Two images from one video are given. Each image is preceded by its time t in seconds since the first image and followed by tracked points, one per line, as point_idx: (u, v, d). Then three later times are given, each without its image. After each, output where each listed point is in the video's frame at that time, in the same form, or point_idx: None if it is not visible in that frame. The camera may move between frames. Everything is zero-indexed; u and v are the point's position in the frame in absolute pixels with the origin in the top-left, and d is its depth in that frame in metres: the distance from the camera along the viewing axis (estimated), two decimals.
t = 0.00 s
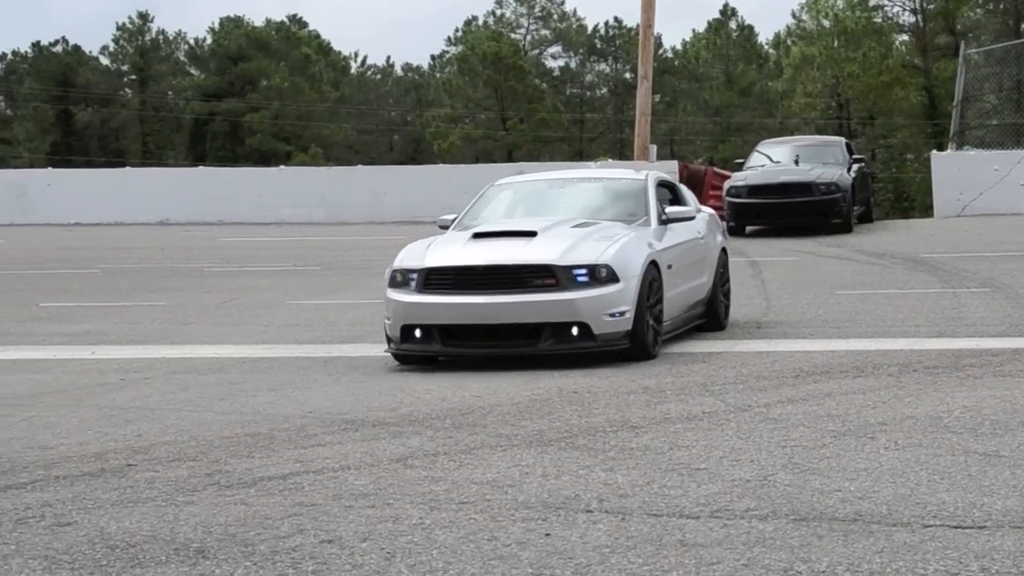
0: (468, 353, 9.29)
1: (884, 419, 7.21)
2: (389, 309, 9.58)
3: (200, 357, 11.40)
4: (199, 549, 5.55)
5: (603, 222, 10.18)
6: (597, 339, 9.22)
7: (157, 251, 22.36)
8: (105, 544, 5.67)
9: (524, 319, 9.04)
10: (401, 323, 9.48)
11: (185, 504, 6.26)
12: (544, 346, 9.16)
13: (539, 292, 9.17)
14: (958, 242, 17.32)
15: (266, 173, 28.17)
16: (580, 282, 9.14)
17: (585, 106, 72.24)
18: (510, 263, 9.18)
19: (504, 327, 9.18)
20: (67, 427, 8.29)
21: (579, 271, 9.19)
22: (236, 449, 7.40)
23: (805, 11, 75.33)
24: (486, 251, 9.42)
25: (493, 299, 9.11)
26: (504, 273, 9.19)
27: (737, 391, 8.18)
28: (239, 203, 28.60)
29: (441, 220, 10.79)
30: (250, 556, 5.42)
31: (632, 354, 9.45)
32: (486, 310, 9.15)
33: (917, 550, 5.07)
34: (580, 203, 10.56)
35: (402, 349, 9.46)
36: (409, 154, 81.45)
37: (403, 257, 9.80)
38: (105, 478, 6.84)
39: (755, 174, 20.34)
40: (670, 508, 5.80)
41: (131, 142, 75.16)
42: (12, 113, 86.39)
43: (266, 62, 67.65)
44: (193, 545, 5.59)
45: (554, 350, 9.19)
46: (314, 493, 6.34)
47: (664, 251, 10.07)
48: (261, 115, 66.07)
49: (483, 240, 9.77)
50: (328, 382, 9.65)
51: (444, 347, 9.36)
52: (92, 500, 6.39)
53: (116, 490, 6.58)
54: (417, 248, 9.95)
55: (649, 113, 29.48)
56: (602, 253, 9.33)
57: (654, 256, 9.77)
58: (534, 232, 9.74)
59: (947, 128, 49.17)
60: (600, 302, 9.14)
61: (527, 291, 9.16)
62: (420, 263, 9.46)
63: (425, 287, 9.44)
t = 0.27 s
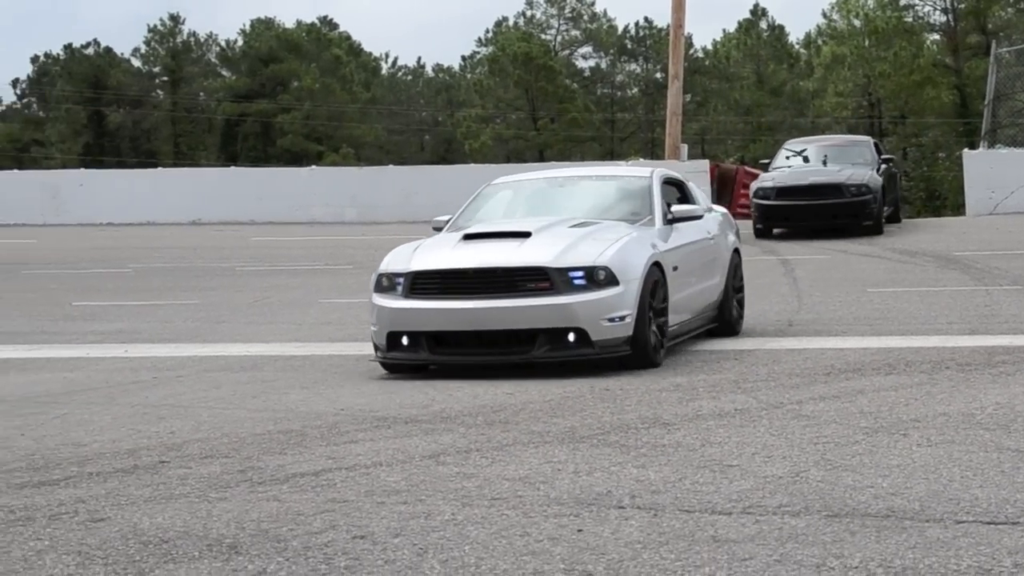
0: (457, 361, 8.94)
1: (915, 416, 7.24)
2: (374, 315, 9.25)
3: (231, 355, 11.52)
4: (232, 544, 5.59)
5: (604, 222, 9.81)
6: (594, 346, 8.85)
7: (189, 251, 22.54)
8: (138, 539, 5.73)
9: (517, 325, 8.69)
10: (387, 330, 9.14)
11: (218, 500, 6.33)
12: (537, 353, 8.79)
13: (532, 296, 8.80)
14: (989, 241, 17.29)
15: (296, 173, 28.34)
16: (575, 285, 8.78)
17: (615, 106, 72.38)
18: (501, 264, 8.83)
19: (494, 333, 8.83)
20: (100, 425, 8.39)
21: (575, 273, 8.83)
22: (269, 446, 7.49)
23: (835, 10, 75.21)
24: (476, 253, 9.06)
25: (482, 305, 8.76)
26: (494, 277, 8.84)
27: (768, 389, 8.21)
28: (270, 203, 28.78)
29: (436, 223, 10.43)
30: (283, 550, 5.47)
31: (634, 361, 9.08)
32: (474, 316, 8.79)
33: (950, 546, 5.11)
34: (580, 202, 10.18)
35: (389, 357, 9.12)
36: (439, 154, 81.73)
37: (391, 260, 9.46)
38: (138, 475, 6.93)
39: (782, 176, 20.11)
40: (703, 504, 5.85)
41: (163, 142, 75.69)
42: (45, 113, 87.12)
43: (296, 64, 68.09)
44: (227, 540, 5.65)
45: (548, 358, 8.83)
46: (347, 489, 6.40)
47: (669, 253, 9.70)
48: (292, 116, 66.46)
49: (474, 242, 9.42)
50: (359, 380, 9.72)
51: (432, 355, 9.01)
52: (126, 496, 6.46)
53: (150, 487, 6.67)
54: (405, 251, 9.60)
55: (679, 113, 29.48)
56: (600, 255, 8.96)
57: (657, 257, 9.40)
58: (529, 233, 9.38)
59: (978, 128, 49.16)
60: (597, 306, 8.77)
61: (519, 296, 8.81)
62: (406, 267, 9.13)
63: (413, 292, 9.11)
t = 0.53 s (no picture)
0: (443, 370, 8.54)
1: (952, 415, 7.19)
2: (358, 319, 8.84)
3: (267, 354, 11.59)
4: (269, 543, 5.63)
5: (606, 220, 9.36)
6: (590, 355, 8.43)
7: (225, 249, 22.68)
8: (175, 538, 5.76)
9: (507, 333, 8.27)
10: (370, 336, 8.74)
11: (255, 499, 6.37)
12: (529, 362, 8.38)
13: (523, 300, 8.38)
14: None
15: (333, 171, 28.56)
16: (570, 289, 8.35)
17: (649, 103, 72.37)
18: (491, 266, 8.40)
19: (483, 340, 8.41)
20: (137, 423, 8.47)
21: (571, 276, 8.39)
22: (305, 445, 7.54)
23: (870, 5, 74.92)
24: (465, 253, 8.61)
25: (470, 311, 8.34)
26: (483, 279, 8.42)
27: (805, 387, 8.20)
28: (306, 201, 29.00)
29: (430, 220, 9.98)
30: (319, 549, 5.49)
31: (632, 371, 8.67)
32: (462, 322, 8.38)
33: (987, 545, 5.09)
34: (583, 198, 9.72)
35: (372, 366, 8.73)
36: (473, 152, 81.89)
37: (375, 260, 9.02)
38: (175, 473, 6.99)
39: (813, 176, 19.62)
40: (738, 502, 5.85)
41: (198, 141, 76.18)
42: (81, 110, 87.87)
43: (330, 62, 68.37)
44: (264, 540, 5.68)
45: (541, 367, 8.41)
46: (383, 488, 6.43)
47: (674, 254, 9.27)
48: (327, 114, 66.83)
49: (464, 241, 8.98)
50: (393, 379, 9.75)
51: (416, 363, 8.61)
52: (163, 495, 6.51)
53: (186, 486, 6.71)
54: (390, 250, 9.16)
55: (714, 109, 29.38)
56: (597, 255, 8.51)
57: (660, 259, 8.96)
58: (522, 231, 8.92)
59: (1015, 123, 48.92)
60: (594, 311, 8.34)
61: (510, 299, 8.38)
62: (390, 268, 8.69)
63: (397, 295, 8.68)
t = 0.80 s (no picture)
0: (414, 378, 8.06)
1: (993, 411, 7.21)
2: (325, 324, 8.39)
3: (307, 352, 11.69)
4: (310, 540, 5.51)
5: (597, 216, 8.88)
6: (573, 362, 7.95)
7: (266, 248, 22.86)
8: (217, 535, 5.64)
9: (482, 337, 7.79)
10: (336, 341, 8.28)
11: (296, 496, 6.29)
12: (506, 370, 7.89)
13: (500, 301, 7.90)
14: None
15: (372, 170, 28.92)
16: (551, 288, 7.87)
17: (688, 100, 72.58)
18: (464, 265, 7.93)
19: (457, 346, 7.94)
20: (177, 423, 8.55)
21: (552, 276, 7.91)
22: (346, 443, 7.60)
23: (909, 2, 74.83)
24: (437, 252, 8.15)
25: (442, 314, 7.86)
26: (456, 280, 7.94)
27: (844, 383, 8.23)
28: (344, 199, 29.32)
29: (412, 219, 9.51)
30: (362, 546, 5.42)
31: (622, 379, 8.23)
32: (432, 326, 7.90)
33: None
34: (577, 192, 9.28)
35: (339, 374, 8.28)
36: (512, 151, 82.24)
37: (343, 261, 8.57)
38: (216, 471, 6.95)
39: (847, 177, 19.33)
40: (779, 499, 5.89)
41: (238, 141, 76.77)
42: (122, 110, 88.76)
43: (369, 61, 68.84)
44: (306, 536, 5.56)
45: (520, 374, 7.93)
46: (424, 485, 6.41)
47: (671, 253, 8.81)
48: (365, 113, 67.29)
49: (439, 238, 8.52)
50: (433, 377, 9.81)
51: (386, 371, 8.14)
52: (204, 493, 6.41)
53: (227, 483, 6.64)
54: (360, 249, 8.72)
55: (754, 106, 29.33)
56: (582, 253, 8.04)
57: (654, 259, 8.50)
58: (502, 229, 8.45)
59: None
60: (578, 313, 7.86)
61: (485, 301, 7.90)
62: (357, 268, 8.24)
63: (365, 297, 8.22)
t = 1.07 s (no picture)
0: (386, 388, 7.57)
1: None
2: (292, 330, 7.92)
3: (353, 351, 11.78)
4: (358, 538, 5.56)
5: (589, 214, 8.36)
6: (558, 371, 7.43)
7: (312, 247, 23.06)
8: (264, 534, 5.67)
9: (457, 344, 7.28)
10: (304, 350, 7.81)
11: (343, 495, 6.34)
12: (484, 380, 7.39)
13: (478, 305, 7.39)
14: None
15: (415, 169, 29.27)
16: (534, 291, 7.36)
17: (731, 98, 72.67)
18: (439, 265, 7.43)
19: (431, 354, 7.43)
20: (224, 422, 8.63)
21: (536, 277, 7.40)
22: (392, 441, 7.65)
23: None
24: (411, 253, 7.66)
25: (415, 319, 7.36)
26: (431, 281, 7.45)
27: (889, 380, 8.22)
28: (387, 198, 29.65)
29: (397, 217, 9.03)
30: (408, 544, 5.46)
31: (614, 389, 7.74)
32: (404, 332, 7.40)
33: None
34: (571, 189, 8.79)
35: (306, 385, 7.81)
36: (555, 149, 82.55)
37: (312, 261, 8.10)
38: (263, 470, 7.01)
39: (884, 176, 19.12)
40: (826, 496, 5.92)
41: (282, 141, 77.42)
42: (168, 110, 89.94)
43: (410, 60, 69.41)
44: (353, 534, 5.61)
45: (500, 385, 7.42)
46: (470, 484, 6.46)
47: (672, 254, 8.33)
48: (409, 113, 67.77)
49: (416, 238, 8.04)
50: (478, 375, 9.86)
51: (355, 381, 7.65)
52: (251, 492, 6.46)
53: (275, 482, 6.70)
54: (331, 251, 8.25)
55: (797, 103, 29.28)
56: (568, 252, 7.52)
57: (650, 259, 8.01)
58: (484, 228, 7.96)
59: None
60: (563, 317, 7.35)
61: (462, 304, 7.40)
62: (326, 269, 7.76)
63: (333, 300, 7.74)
